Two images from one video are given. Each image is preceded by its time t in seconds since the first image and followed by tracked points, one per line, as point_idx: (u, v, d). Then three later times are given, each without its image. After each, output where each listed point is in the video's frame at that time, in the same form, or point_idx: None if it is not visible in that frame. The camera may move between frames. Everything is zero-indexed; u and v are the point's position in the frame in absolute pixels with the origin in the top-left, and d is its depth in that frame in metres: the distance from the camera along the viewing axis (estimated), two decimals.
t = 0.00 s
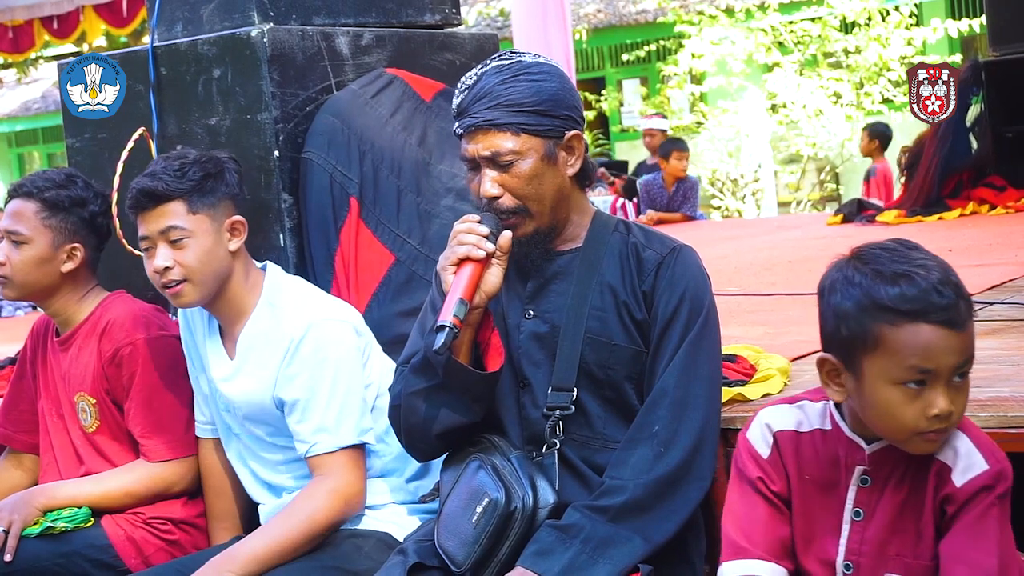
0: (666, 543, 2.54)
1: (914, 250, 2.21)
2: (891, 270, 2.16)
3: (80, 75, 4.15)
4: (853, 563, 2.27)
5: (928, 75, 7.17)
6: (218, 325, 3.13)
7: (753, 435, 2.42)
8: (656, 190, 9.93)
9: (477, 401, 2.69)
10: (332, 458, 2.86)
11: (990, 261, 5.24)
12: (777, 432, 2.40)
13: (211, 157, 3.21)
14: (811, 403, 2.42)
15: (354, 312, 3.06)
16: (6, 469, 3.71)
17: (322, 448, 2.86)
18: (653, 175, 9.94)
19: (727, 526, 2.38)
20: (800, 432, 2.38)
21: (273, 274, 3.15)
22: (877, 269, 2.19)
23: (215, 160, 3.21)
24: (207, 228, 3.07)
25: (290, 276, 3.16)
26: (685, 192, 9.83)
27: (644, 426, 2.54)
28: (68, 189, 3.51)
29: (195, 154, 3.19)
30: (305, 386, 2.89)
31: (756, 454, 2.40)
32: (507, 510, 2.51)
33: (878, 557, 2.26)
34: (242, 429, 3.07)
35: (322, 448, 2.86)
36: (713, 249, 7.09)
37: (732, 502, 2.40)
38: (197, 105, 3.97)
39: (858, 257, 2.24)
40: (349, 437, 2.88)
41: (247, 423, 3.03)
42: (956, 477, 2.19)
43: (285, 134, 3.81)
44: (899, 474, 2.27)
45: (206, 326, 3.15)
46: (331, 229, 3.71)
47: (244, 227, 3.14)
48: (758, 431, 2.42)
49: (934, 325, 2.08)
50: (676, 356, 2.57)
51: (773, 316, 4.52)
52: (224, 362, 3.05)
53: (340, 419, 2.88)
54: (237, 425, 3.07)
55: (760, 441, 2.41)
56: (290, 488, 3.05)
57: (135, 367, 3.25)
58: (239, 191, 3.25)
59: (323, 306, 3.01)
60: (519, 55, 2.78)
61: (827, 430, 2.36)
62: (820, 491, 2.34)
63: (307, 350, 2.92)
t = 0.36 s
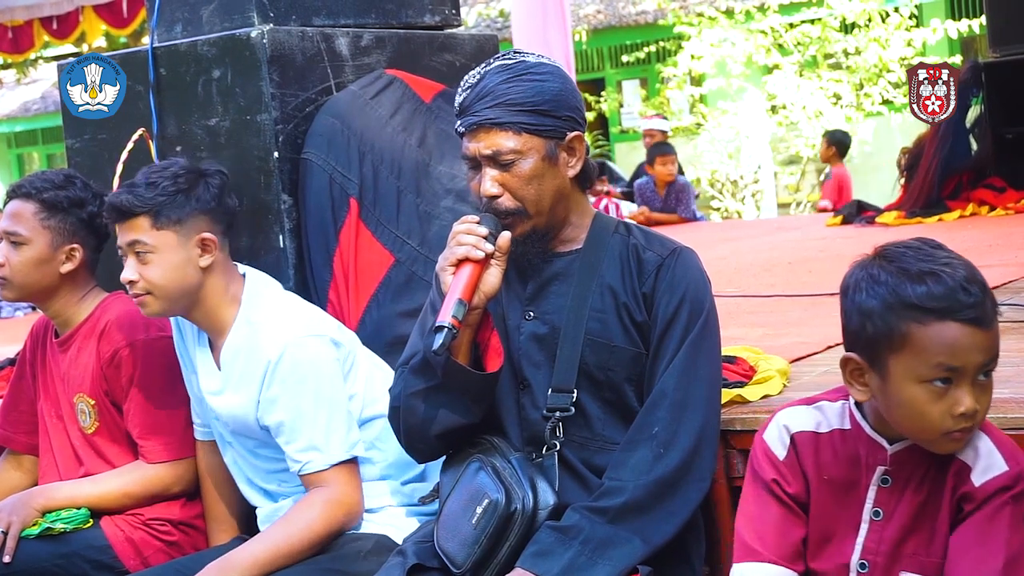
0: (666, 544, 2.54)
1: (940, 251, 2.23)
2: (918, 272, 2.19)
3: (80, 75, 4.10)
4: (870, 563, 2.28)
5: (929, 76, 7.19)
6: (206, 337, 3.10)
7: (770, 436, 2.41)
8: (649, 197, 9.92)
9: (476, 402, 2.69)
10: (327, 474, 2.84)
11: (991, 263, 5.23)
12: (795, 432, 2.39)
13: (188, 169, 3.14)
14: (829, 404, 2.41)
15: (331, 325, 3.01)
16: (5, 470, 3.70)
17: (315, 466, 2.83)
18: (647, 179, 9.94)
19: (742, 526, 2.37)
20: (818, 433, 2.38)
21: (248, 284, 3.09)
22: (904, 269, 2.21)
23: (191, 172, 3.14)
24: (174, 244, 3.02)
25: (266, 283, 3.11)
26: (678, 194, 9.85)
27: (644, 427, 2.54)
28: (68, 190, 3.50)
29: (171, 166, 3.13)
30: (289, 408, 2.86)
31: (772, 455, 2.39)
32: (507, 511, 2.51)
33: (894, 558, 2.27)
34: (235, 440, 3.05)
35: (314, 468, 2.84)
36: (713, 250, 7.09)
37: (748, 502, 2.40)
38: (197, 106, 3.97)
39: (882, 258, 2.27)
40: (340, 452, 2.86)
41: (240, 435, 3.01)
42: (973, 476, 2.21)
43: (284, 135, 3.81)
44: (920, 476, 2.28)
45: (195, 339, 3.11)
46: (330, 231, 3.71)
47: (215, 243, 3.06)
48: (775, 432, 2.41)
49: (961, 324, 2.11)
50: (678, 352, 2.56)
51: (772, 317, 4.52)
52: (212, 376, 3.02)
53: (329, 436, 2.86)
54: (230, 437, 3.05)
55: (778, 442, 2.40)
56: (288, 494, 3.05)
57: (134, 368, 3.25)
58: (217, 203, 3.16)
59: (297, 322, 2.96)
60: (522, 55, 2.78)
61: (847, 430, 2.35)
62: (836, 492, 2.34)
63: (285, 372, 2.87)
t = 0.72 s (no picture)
0: (665, 544, 2.54)
1: (948, 270, 2.17)
2: (912, 280, 2.15)
3: (80, 75, 4.08)
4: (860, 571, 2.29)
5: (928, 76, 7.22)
6: (207, 338, 3.10)
7: (768, 445, 2.38)
8: (647, 195, 9.94)
9: (474, 403, 2.70)
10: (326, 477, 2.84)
11: (989, 262, 5.25)
12: (793, 442, 2.35)
13: (182, 174, 3.14)
14: (822, 412, 2.37)
15: (332, 326, 3.01)
16: (4, 472, 3.71)
17: (316, 468, 2.84)
18: (642, 180, 9.97)
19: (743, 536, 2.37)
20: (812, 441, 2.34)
21: (249, 285, 3.09)
22: (899, 276, 2.17)
23: (185, 177, 3.14)
24: (172, 250, 3.03)
25: (265, 284, 3.11)
26: (676, 193, 9.88)
27: (642, 427, 2.54)
28: (66, 190, 3.50)
29: (165, 172, 3.13)
30: (290, 410, 2.86)
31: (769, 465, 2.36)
32: (507, 512, 2.51)
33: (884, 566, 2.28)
34: (236, 439, 3.05)
35: (314, 470, 2.84)
36: (712, 250, 7.09)
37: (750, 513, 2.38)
38: (196, 107, 3.98)
39: (889, 262, 2.23)
40: (339, 455, 2.86)
41: (241, 435, 3.02)
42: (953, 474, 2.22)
43: (283, 136, 3.81)
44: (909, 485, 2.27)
45: (196, 339, 3.12)
46: (329, 232, 3.70)
47: (213, 245, 3.06)
48: (773, 442, 2.37)
49: (931, 339, 2.07)
50: (677, 353, 2.57)
51: (772, 317, 4.52)
52: (213, 377, 3.03)
53: (328, 438, 2.86)
54: (231, 436, 3.06)
55: (774, 452, 2.37)
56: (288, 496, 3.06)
57: (132, 369, 3.25)
58: (214, 205, 3.16)
59: (299, 324, 2.95)
60: (522, 56, 2.78)
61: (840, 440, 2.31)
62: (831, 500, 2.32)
63: (285, 374, 2.87)
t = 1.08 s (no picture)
0: (664, 543, 2.54)
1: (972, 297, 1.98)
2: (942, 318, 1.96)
3: (80, 75, 4.11)
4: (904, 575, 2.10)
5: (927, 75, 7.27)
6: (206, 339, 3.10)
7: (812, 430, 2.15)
8: (646, 194, 9.95)
9: (473, 404, 2.70)
10: (325, 478, 2.84)
11: (988, 261, 5.26)
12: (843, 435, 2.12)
13: (178, 175, 3.14)
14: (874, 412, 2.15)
15: (330, 327, 3.01)
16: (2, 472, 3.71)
17: (314, 468, 2.84)
18: (642, 178, 9.97)
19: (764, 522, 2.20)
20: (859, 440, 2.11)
21: (247, 285, 3.09)
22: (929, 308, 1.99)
23: (181, 178, 3.13)
24: (167, 253, 3.03)
25: (263, 283, 3.11)
26: (675, 192, 9.89)
27: (641, 427, 2.54)
28: (64, 190, 3.50)
29: (160, 174, 3.12)
30: (287, 411, 2.86)
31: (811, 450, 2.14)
32: (506, 512, 2.51)
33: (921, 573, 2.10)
34: (235, 439, 3.05)
35: (312, 470, 2.84)
36: (710, 249, 7.10)
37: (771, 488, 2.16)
38: (194, 107, 3.97)
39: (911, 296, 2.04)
40: (338, 455, 2.86)
41: (240, 435, 3.02)
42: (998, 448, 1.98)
43: (281, 136, 3.81)
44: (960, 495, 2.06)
45: (195, 339, 3.12)
46: (327, 231, 3.70)
47: (207, 247, 3.05)
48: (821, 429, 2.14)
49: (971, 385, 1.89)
50: (675, 353, 2.57)
51: (770, 316, 4.52)
52: (213, 377, 3.03)
53: (326, 439, 2.86)
54: (230, 435, 3.06)
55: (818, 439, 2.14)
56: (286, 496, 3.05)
57: (130, 369, 3.25)
58: (209, 205, 3.15)
59: (297, 325, 2.95)
60: (521, 55, 2.78)
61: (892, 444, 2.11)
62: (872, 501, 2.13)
63: (284, 374, 2.87)
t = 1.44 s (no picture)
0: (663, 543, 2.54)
1: (954, 384, 1.84)
2: (915, 410, 1.84)
3: (80, 75, 4.12)
4: None
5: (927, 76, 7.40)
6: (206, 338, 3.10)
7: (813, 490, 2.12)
8: (646, 193, 9.96)
9: (472, 404, 2.70)
10: (325, 477, 2.84)
11: (988, 260, 5.26)
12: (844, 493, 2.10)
13: (182, 172, 3.13)
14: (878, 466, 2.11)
15: (331, 327, 3.01)
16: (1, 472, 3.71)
17: (314, 468, 2.83)
18: (642, 177, 9.97)
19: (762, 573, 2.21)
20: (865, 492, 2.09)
21: (248, 284, 3.09)
22: (907, 396, 1.86)
23: (185, 174, 3.13)
24: (168, 248, 3.02)
25: (263, 283, 3.10)
26: (676, 190, 9.87)
27: (639, 426, 2.54)
28: (61, 190, 3.50)
29: (165, 170, 3.12)
30: (288, 411, 2.85)
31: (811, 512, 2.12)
32: (505, 511, 2.51)
33: None
34: (234, 438, 3.05)
35: (313, 470, 2.83)
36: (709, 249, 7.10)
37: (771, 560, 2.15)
38: (192, 107, 3.97)
39: (896, 371, 1.89)
40: (338, 455, 2.85)
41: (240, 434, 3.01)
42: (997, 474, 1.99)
43: (280, 136, 3.80)
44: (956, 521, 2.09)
45: (195, 338, 3.11)
46: (326, 230, 3.69)
47: (209, 244, 3.05)
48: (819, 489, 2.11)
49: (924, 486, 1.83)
50: (673, 352, 2.57)
51: (770, 315, 4.52)
52: (213, 377, 3.03)
53: (326, 440, 2.85)
54: (230, 434, 3.06)
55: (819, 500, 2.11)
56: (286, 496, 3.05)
57: (129, 369, 3.24)
58: (213, 203, 3.14)
59: (298, 325, 2.95)
60: (521, 54, 2.77)
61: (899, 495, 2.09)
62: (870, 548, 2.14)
63: (284, 373, 2.87)
